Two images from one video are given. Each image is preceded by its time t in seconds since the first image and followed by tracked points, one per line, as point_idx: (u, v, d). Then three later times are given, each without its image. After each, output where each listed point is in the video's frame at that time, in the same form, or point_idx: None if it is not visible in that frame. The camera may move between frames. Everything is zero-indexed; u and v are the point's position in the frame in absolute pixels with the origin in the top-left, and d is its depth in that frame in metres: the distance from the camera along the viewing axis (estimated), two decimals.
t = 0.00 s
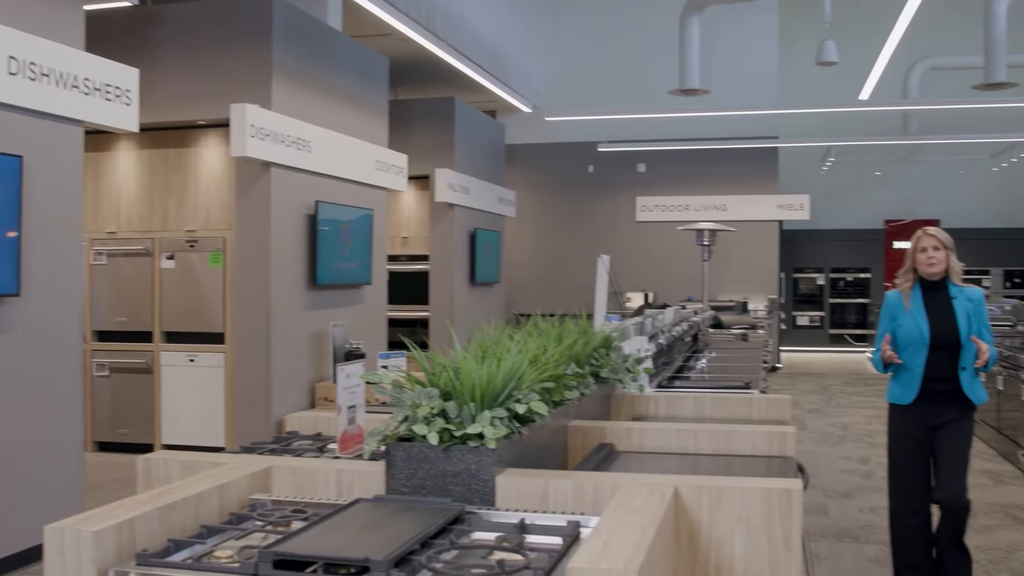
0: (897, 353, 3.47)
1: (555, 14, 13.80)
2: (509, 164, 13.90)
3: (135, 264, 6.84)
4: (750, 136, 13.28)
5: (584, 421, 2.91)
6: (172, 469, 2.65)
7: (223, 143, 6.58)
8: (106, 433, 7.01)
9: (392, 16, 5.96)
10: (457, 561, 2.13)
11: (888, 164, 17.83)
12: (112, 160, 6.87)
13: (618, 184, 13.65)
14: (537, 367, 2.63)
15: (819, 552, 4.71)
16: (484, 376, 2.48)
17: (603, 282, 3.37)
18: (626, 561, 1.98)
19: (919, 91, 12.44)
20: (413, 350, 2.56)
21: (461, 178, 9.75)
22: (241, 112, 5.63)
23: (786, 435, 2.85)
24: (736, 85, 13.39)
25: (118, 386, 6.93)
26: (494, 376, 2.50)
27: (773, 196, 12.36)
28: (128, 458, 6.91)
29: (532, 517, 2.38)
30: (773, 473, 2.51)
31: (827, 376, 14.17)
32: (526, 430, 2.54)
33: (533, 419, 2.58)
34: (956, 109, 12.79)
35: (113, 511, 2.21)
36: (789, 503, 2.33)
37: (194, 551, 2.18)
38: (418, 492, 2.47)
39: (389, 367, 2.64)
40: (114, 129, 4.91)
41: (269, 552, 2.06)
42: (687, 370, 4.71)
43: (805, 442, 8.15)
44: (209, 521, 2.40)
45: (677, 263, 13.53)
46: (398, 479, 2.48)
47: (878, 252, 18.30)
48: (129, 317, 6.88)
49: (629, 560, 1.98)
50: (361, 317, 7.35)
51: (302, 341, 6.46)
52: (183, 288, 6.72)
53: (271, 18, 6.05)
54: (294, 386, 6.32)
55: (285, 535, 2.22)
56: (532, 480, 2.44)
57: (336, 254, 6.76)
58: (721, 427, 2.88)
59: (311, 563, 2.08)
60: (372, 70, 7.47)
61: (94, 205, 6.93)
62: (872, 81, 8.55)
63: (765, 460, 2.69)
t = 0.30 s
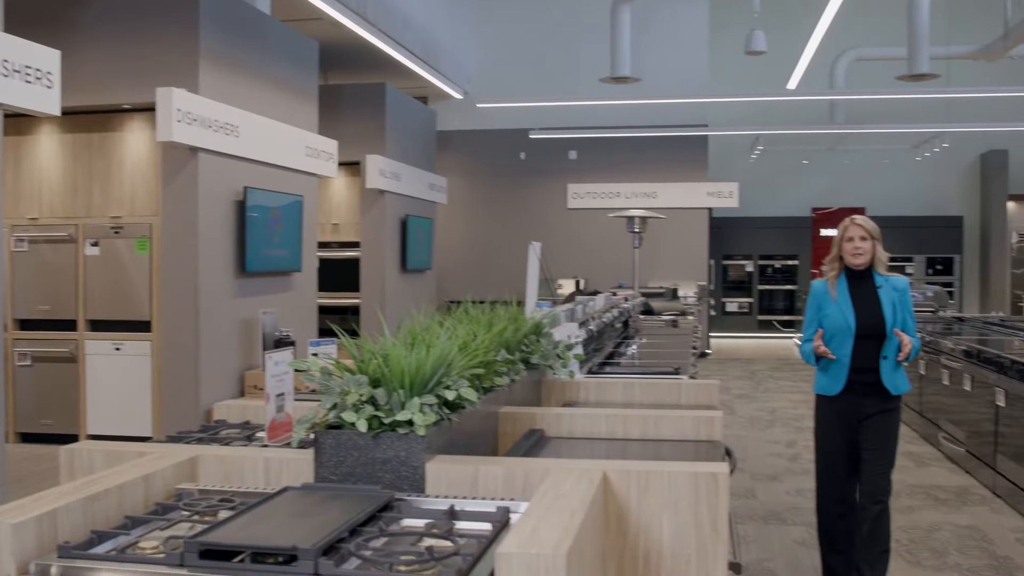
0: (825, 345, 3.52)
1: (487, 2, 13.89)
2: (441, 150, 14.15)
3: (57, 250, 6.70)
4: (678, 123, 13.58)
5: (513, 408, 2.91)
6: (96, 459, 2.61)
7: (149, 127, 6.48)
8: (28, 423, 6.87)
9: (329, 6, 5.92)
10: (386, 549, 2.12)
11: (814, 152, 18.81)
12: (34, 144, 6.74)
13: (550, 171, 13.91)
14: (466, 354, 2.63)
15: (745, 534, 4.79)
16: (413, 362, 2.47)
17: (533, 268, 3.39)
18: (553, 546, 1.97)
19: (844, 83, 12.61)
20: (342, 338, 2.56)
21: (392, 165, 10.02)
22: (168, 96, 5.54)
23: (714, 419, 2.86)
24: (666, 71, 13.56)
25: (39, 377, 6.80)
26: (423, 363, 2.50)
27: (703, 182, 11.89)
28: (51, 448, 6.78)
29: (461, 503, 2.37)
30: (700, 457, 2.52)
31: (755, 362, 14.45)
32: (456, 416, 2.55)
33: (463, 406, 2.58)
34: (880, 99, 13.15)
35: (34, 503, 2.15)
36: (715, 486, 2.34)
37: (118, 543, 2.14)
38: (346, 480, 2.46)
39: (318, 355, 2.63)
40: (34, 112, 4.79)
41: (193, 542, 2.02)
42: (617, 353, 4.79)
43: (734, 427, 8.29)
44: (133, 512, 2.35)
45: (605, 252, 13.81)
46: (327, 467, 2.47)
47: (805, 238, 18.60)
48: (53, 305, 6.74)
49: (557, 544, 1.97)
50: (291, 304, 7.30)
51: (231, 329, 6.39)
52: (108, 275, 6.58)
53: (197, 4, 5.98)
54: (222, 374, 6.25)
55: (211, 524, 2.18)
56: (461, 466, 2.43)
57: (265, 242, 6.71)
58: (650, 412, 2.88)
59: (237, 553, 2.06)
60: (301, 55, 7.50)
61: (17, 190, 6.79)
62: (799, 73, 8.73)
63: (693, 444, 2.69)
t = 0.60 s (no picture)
0: (777, 332, 3.55)
1: None
2: (388, 138, 14.53)
3: None
4: (623, 114, 13.96)
5: (460, 396, 2.90)
6: (35, 451, 2.57)
7: (91, 114, 6.28)
8: None
9: None
10: (331, 539, 2.11)
11: (759, 142, 19.33)
12: None
13: (497, 159, 14.23)
14: (412, 343, 2.62)
15: (691, 520, 4.87)
16: (358, 351, 2.46)
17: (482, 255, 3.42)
18: (497, 533, 1.96)
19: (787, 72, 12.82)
20: (287, 327, 2.54)
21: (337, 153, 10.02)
22: (108, 82, 5.48)
23: (660, 406, 2.86)
24: (612, 60, 13.75)
25: None
26: (369, 352, 2.49)
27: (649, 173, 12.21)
28: None
29: (408, 492, 2.36)
30: (645, 444, 2.51)
31: (701, 349, 14.69)
32: (402, 405, 2.54)
33: (408, 395, 2.57)
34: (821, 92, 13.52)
35: None
36: (659, 473, 2.33)
37: (58, 536, 2.10)
38: (291, 470, 2.45)
39: (262, 344, 2.61)
40: None
41: (136, 534, 1.99)
42: (564, 340, 4.81)
43: (681, 414, 8.43)
44: (73, 504, 2.31)
45: (549, 242, 14.15)
46: (272, 457, 2.46)
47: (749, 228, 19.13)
48: None
49: (503, 531, 1.96)
50: (237, 294, 7.25)
51: (173, 319, 6.32)
52: (48, 266, 6.24)
53: None
54: (164, 364, 6.19)
55: (154, 516, 2.16)
56: (407, 455, 2.42)
57: (210, 229, 6.66)
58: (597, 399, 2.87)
59: (181, 545, 2.04)
60: (244, 40, 7.42)
61: None
62: (744, 65, 8.87)
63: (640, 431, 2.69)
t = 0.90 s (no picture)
0: (731, 320, 3.56)
1: None
2: (341, 127, 14.44)
3: None
4: (577, 103, 14.12)
5: (414, 386, 2.88)
6: None
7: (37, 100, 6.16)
8: None
9: None
10: (282, 529, 2.09)
11: (712, 133, 19.60)
12: None
13: (453, 148, 14.34)
14: (364, 332, 2.62)
15: (645, 507, 5.04)
16: (309, 342, 2.45)
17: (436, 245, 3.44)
18: (449, 522, 1.93)
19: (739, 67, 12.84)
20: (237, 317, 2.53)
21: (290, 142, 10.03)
22: (54, 69, 5.40)
23: (612, 395, 2.85)
24: (563, 50, 13.86)
25: None
26: (320, 341, 2.48)
27: (603, 162, 12.96)
28: None
29: (359, 482, 2.34)
30: (597, 432, 2.51)
31: (654, 338, 14.94)
32: (354, 395, 2.53)
33: (360, 384, 2.56)
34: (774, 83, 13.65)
35: None
36: (612, 461, 2.32)
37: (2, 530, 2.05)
38: (242, 461, 2.42)
39: (212, 334, 2.58)
40: None
41: (83, 528, 1.96)
42: (518, 331, 4.77)
43: (635, 403, 8.58)
44: (19, 498, 2.26)
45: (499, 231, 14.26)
46: (222, 449, 2.42)
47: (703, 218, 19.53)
48: None
49: (454, 521, 1.95)
50: (187, 283, 7.18)
51: (124, 312, 6.25)
52: None
53: None
54: (114, 355, 6.12)
55: (102, 508, 2.11)
56: (359, 445, 2.41)
57: (160, 219, 6.60)
58: (549, 388, 2.86)
59: (130, 537, 2.00)
60: (195, 27, 7.36)
61: None
62: (696, 55, 8.93)
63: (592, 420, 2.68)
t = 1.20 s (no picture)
0: (684, 314, 3.57)
1: None
2: (295, 114, 14.50)
3: None
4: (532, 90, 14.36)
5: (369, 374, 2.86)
6: None
7: None
8: None
9: None
10: (235, 520, 2.06)
11: (668, 122, 19.71)
12: None
13: (409, 135, 14.57)
14: (317, 321, 2.61)
15: (601, 495, 5.12)
16: (262, 330, 2.44)
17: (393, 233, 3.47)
18: (402, 510, 1.90)
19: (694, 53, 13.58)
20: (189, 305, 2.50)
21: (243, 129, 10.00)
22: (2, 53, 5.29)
23: (568, 382, 2.85)
24: (518, 37, 14.09)
25: None
26: (272, 330, 2.47)
27: (558, 151, 13.41)
28: None
29: (314, 471, 2.32)
30: (553, 420, 2.51)
31: (610, 325, 15.19)
32: (308, 383, 2.52)
33: (314, 372, 2.55)
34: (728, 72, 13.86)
35: None
36: (566, 449, 2.32)
37: None
38: (195, 451, 2.38)
39: (164, 324, 2.56)
40: None
41: (31, 520, 1.91)
42: (473, 319, 4.75)
43: (590, 390, 8.68)
44: None
45: (454, 220, 14.51)
46: (174, 439, 2.39)
47: (659, 207, 19.60)
48: None
49: (409, 508, 1.93)
50: (139, 272, 7.11)
51: (75, 301, 6.15)
52: None
53: None
54: (65, 345, 6.04)
55: (51, 500, 2.07)
56: (313, 434, 2.39)
57: (111, 208, 6.51)
58: (504, 375, 2.84)
59: (80, 529, 1.96)
60: (146, 14, 7.30)
61: None
62: (650, 44, 9.05)
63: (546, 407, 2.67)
